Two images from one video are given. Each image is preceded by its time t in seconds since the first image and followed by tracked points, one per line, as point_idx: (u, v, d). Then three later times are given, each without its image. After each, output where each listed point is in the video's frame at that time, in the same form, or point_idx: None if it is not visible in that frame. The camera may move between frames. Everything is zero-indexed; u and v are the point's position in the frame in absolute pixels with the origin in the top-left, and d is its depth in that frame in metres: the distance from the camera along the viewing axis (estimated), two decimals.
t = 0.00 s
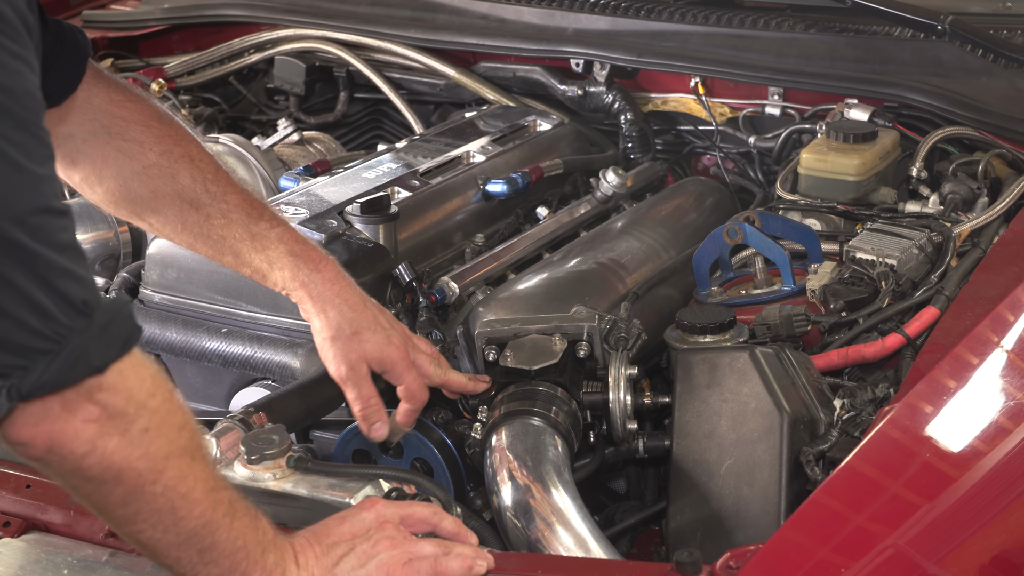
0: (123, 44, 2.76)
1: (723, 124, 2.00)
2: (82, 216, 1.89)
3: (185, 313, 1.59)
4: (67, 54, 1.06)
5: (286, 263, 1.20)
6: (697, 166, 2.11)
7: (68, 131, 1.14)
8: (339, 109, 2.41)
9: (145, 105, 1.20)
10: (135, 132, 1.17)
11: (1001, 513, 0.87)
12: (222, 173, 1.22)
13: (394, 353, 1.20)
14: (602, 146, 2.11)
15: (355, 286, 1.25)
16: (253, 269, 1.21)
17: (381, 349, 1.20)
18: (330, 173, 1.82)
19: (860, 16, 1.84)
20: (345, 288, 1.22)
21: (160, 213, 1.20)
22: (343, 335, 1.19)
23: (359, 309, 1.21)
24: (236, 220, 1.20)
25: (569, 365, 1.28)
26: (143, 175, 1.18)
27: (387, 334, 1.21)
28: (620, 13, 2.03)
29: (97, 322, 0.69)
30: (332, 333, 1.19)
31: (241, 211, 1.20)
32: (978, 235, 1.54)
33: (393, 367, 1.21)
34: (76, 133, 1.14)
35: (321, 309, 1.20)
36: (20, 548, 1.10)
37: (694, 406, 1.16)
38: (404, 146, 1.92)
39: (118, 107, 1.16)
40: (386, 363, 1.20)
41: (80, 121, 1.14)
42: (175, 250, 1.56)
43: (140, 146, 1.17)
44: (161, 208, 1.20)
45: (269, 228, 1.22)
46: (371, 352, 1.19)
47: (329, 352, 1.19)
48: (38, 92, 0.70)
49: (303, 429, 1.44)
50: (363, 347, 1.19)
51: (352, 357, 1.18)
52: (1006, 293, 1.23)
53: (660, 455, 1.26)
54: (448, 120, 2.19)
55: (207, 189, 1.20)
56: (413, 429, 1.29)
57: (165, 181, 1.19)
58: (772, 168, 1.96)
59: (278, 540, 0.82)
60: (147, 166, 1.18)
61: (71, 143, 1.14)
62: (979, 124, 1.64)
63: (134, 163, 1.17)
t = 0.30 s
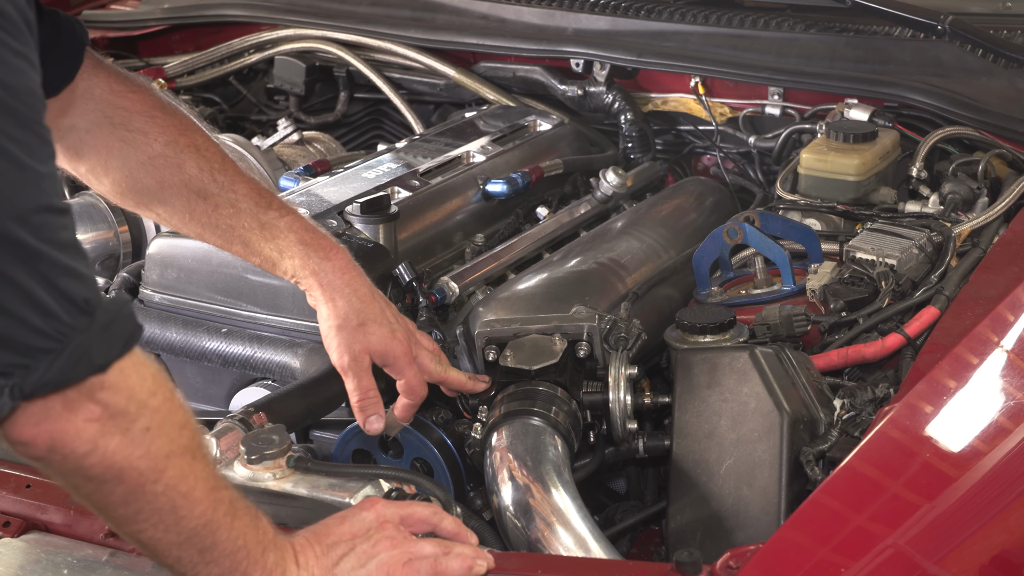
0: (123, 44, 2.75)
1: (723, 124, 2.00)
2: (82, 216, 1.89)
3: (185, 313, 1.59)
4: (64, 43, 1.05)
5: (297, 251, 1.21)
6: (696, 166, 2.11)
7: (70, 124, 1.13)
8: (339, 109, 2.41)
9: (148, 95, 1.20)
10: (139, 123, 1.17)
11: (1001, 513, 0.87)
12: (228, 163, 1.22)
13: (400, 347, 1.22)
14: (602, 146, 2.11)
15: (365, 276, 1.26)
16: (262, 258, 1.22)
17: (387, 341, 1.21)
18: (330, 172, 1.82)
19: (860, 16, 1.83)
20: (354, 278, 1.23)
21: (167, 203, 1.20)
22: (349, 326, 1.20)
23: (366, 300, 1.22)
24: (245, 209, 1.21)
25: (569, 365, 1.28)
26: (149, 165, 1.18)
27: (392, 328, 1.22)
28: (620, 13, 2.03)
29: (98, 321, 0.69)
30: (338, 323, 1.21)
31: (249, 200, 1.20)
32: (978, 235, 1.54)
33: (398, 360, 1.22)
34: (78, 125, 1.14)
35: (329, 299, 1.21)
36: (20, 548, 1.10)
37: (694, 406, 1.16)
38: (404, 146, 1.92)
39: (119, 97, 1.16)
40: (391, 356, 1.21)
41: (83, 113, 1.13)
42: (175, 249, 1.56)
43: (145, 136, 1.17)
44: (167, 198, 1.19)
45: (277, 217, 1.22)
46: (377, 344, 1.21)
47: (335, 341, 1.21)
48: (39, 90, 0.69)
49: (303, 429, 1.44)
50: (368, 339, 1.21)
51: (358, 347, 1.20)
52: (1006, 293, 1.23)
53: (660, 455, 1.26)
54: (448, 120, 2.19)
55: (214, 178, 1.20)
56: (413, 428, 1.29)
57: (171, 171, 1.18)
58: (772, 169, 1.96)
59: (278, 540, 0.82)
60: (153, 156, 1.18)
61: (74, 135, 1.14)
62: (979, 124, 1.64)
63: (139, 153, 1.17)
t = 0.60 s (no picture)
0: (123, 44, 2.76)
1: (723, 124, 2.00)
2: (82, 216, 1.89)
3: (185, 313, 1.59)
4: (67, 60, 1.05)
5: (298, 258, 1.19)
6: (697, 166, 2.11)
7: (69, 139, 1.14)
8: (339, 109, 2.41)
9: (147, 108, 1.20)
10: (139, 134, 1.17)
11: (1001, 513, 0.87)
12: (227, 171, 1.21)
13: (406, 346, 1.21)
14: (602, 146, 2.11)
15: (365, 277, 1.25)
16: (263, 265, 1.19)
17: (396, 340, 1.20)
18: (330, 172, 1.82)
19: (860, 16, 1.84)
20: (356, 279, 1.22)
21: (167, 214, 1.19)
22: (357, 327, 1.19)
23: (371, 301, 1.21)
24: (244, 217, 1.19)
25: (569, 365, 1.28)
26: (148, 176, 1.18)
27: (399, 327, 1.21)
28: (620, 13, 2.03)
29: (107, 326, 0.68)
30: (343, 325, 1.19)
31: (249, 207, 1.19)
32: (978, 235, 1.54)
33: (406, 358, 1.21)
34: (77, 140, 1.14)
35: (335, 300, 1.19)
36: (19, 547, 1.10)
37: (695, 406, 1.16)
38: (404, 146, 1.92)
39: (119, 111, 1.17)
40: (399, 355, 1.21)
41: (83, 128, 1.14)
42: (175, 250, 1.56)
43: (145, 147, 1.17)
44: (168, 209, 1.19)
45: (277, 223, 1.21)
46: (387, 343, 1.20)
47: (342, 342, 1.19)
48: (59, 93, 0.69)
49: (303, 429, 1.44)
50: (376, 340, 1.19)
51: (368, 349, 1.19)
52: (1006, 293, 1.23)
53: (660, 455, 1.26)
54: (448, 120, 2.19)
55: (214, 187, 1.19)
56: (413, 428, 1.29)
57: (172, 182, 1.18)
58: (772, 169, 1.96)
59: (279, 541, 0.82)
60: (152, 167, 1.18)
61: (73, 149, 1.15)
62: (979, 124, 1.64)
63: (139, 165, 1.17)
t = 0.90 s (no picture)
0: (123, 44, 2.76)
1: (723, 124, 2.00)
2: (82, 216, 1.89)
3: (185, 313, 1.59)
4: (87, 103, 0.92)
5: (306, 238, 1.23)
6: (696, 166, 2.11)
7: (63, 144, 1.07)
8: (339, 109, 2.41)
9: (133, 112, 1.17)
10: (135, 139, 1.13)
11: (1001, 513, 0.87)
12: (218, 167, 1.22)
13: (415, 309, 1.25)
14: (602, 146, 2.11)
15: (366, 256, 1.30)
16: (268, 247, 1.21)
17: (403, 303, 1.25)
18: (330, 172, 1.82)
19: (860, 16, 1.84)
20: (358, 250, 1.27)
21: (167, 216, 1.16)
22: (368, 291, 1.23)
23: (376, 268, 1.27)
24: (245, 210, 1.21)
25: (568, 365, 1.28)
26: (149, 179, 1.14)
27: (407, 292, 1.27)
28: (620, 14, 2.03)
29: (129, 329, 0.68)
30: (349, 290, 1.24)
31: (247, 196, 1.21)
32: (978, 235, 1.55)
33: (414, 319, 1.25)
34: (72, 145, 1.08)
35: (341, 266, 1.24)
36: (19, 548, 1.10)
37: (694, 406, 1.15)
38: (405, 146, 1.92)
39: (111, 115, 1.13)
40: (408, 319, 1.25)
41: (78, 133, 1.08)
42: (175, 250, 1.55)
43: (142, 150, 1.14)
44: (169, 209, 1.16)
45: (276, 204, 1.24)
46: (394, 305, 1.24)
47: (358, 306, 1.22)
48: (101, 91, 0.68)
49: (303, 429, 1.44)
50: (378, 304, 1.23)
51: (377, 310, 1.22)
52: (1006, 293, 1.23)
53: (660, 455, 1.26)
54: (448, 120, 2.19)
55: (210, 182, 1.19)
56: (413, 428, 1.29)
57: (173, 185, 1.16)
58: (772, 169, 1.96)
59: (282, 542, 0.82)
60: (152, 169, 1.14)
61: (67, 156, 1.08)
62: (979, 124, 1.64)
63: (139, 169, 1.13)
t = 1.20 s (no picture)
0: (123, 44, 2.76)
1: (723, 124, 2.00)
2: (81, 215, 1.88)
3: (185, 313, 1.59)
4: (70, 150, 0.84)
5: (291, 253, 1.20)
6: (696, 167, 2.11)
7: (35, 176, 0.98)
8: (339, 109, 2.41)
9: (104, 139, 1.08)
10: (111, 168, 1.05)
11: (1001, 513, 0.87)
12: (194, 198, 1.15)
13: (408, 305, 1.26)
14: (602, 146, 2.11)
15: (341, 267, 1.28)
16: (251, 274, 1.17)
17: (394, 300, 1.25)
18: (330, 173, 1.82)
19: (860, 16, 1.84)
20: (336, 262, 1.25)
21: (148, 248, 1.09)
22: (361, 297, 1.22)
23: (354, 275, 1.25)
24: (224, 235, 1.15)
25: (569, 365, 1.28)
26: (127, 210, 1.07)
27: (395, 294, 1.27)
28: (620, 14, 2.03)
29: (151, 331, 0.68)
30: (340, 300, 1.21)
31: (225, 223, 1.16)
32: (978, 235, 1.55)
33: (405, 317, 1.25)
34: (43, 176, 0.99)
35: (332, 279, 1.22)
36: (20, 548, 1.11)
37: (694, 406, 1.15)
38: (405, 146, 1.92)
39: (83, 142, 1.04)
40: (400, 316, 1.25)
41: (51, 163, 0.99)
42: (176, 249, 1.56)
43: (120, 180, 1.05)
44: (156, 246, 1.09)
45: (253, 229, 1.20)
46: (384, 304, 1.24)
47: (356, 312, 1.20)
48: (144, 90, 0.69)
49: (303, 429, 1.44)
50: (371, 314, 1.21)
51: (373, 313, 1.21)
52: (1006, 293, 1.23)
53: (660, 455, 1.26)
54: (448, 120, 2.19)
55: (190, 212, 1.13)
56: (413, 429, 1.29)
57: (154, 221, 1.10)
58: (772, 169, 1.96)
59: (284, 543, 0.82)
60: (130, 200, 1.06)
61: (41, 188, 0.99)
62: (979, 124, 1.64)
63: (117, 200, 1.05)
